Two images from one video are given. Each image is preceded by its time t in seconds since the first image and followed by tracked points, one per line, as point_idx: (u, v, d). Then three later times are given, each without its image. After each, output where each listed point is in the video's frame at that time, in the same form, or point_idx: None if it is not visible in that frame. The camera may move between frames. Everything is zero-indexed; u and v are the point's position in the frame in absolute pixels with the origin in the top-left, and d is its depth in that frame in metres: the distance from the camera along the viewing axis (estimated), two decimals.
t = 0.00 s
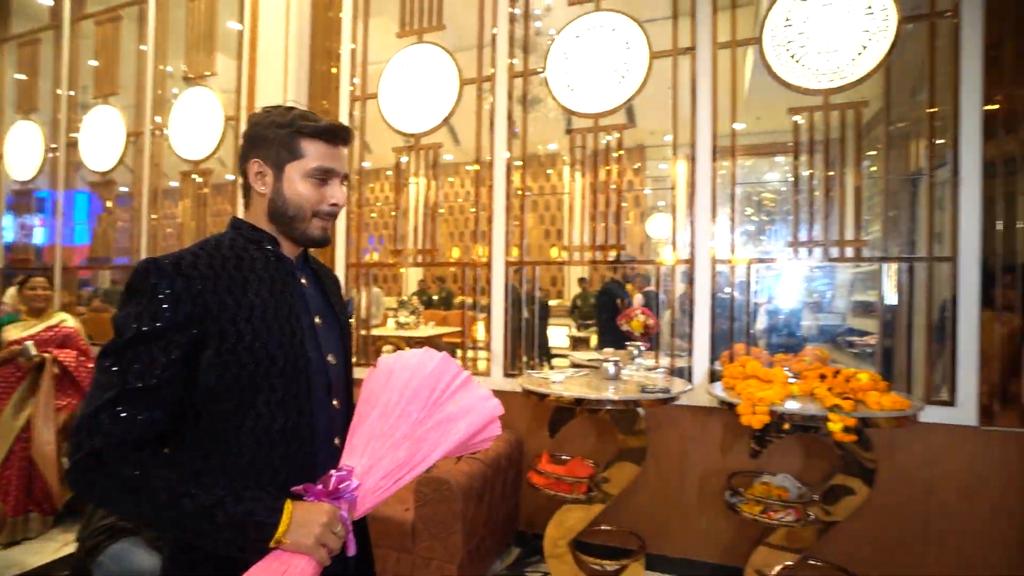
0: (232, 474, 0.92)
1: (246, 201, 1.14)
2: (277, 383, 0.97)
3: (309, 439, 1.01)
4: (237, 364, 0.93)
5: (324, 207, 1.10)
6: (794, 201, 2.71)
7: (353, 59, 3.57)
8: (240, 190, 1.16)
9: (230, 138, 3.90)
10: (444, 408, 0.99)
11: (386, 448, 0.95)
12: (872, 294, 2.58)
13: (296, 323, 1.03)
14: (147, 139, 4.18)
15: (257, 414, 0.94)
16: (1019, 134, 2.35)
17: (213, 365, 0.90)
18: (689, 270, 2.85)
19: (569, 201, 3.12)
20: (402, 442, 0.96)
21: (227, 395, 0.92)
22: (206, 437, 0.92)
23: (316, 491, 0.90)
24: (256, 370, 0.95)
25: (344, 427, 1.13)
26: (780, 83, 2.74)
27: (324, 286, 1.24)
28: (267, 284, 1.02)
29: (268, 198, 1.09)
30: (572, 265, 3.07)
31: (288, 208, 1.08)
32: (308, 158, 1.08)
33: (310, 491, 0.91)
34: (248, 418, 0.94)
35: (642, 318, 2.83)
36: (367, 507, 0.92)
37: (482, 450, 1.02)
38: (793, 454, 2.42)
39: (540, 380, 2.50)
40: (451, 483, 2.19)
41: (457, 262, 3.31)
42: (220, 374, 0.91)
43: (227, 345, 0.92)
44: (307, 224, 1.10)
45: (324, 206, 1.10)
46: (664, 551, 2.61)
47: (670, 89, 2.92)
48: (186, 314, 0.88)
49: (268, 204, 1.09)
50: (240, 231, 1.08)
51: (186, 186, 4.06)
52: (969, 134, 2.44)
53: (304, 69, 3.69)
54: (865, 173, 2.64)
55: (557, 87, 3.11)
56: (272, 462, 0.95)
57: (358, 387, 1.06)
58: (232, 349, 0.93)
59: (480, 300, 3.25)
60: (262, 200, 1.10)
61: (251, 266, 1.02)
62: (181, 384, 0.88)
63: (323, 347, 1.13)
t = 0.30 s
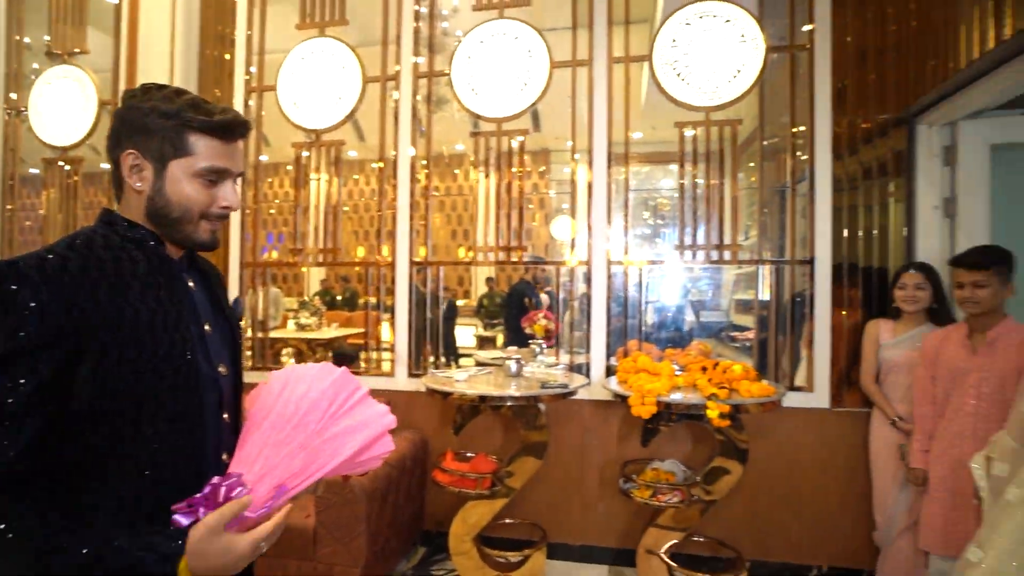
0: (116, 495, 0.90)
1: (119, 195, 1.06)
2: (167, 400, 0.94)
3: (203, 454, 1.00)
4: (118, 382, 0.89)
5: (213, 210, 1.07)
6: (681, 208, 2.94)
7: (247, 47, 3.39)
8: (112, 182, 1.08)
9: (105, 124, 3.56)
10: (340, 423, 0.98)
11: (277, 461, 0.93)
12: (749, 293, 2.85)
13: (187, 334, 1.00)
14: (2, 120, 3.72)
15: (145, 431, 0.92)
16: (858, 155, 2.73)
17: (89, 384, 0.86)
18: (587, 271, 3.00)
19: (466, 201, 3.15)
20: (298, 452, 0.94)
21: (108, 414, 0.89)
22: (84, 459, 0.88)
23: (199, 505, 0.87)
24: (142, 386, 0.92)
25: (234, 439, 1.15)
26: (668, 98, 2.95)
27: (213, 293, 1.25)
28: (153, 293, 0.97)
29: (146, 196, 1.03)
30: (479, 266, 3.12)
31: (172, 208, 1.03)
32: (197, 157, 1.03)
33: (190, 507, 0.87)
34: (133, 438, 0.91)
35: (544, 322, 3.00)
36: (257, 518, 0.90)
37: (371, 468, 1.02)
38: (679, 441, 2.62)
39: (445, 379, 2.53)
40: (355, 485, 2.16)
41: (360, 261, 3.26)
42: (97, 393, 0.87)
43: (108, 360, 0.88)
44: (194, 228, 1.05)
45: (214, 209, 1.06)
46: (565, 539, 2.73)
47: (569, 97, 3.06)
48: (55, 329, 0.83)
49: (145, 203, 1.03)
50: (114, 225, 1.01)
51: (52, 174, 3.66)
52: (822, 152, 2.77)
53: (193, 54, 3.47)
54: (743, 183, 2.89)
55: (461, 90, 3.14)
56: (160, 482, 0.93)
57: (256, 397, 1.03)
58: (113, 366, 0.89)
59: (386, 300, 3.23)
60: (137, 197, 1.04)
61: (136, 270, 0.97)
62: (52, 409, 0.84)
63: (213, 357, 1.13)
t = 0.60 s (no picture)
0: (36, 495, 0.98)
1: (26, 195, 1.11)
2: (82, 403, 1.02)
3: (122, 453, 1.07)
4: (28, 388, 0.98)
5: (127, 209, 1.13)
6: (619, 211, 3.09)
7: (184, 40, 3.31)
8: (20, 184, 1.12)
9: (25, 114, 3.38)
10: (267, 421, 1.05)
11: (205, 458, 1.02)
12: (688, 293, 3.02)
13: (100, 338, 1.08)
14: None
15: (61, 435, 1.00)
16: (779, 167, 2.95)
17: None
18: (529, 274, 3.10)
19: (422, 205, 3.19)
20: (223, 451, 1.03)
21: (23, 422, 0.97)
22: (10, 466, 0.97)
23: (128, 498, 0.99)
24: (52, 392, 1.00)
25: (157, 439, 1.20)
26: (607, 108, 3.09)
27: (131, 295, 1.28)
28: (57, 299, 1.05)
29: (55, 195, 1.09)
30: (427, 268, 3.16)
31: (83, 206, 1.09)
32: (109, 158, 1.10)
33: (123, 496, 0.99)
34: (49, 441, 0.99)
35: (486, 321, 3.08)
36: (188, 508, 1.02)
37: (300, 462, 1.10)
38: (617, 436, 2.75)
39: (389, 378, 2.57)
40: (298, 486, 2.17)
41: (304, 262, 3.24)
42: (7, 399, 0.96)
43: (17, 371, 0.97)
44: (108, 228, 1.11)
45: (128, 208, 1.13)
46: (508, 533, 2.82)
47: (514, 101, 3.14)
48: None
49: (55, 201, 1.09)
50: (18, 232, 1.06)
51: None
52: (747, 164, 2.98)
53: (126, 44, 3.33)
54: (682, 190, 3.06)
55: (406, 93, 3.18)
56: (78, 481, 1.01)
57: (190, 392, 1.10)
58: (17, 371, 0.97)
59: (332, 301, 3.22)
60: (47, 197, 1.09)
61: (43, 283, 1.04)
62: None
63: (131, 360, 1.19)
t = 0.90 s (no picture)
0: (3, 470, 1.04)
1: (14, 200, 1.20)
2: (55, 389, 1.10)
3: (90, 440, 1.15)
4: (9, 370, 1.05)
5: (110, 210, 1.24)
6: (592, 214, 3.20)
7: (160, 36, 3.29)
8: (7, 191, 1.21)
9: None
10: (236, 415, 1.10)
11: (177, 447, 1.06)
12: (656, 294, 3.16)
13: (78, 331, 1.17)
14: None
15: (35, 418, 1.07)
16: (742, 174, 3.11)
17: None
18: (505, 275, 3.19)
19: (386, 203, 3.25)
20: (194, 442, 1.07)
21: None
22: None
23: (100, 487, 1.01)
24: (31, 377, 1.08)
25: (129, 431, 1.28)
26: (580, 115, 3.20)
27: (107, 294, 1.36)
28: (41, 291, 1.13)
29: (43, 198, 1.18)
30: (399, 269, 3.22)
31: (69, 209, 1.19)
32: (93, 163, 1.21)
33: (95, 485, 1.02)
34: (22, 422, 1.06)
35: (452, 322, 3.15)
36: (150, 500, 1.03)
37: (264, 456, 1.15)
38: (590, 429, 2.87)
39: (370, 376, 2.63)
40: (281, 481, 2.22)
41: (281, 261, 3.26)
42: None
43: None
44: (92, 226, 1.21)
45: (111, 209, 1.23)
46: (485, 525, 2.91)
47: (490, 106, 3.23)
48: None
49: (43, 204, 1.18)
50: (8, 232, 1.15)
51: None
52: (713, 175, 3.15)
53: (100, 39, 3.28)
54: (652, 195, 3.19)
55: (385, 96, 3.23)
56: (45, 461, 1.08)
57: (160, 389, 1.14)
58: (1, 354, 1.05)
59: (307, 300, 3.25)
60: (35, 200, 1.19)
61: (26, 274, 1.12)
62: None
63: (108, 355, 1.28)
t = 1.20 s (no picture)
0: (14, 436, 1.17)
1: (41, 201, 1.34)
2: (65, 366, 1.24)
3: (91, 417, 1.29)
4: (25, 346, 1.20)
5: (126, 210, 1.38)
6: (581, 215, 3.31)
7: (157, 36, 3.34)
8: (34, 194, 1.35)
9: None
10: (233, 418, 1.23)
11: (175, 443, 1.19)
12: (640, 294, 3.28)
13: (86, 319, 1.31)
14: None
15: (43, 394, 1.21)
16: (725, 178, 3.24)
17: None
18: (498, 274, 3.29)
19: (372, 203, 3.32)
20: (191, 439, 1.20)
21: (6, 379, 1.18)
22: None
23: (99, 467, 1.16)
24: (43, 357, 1.22)
25: (126, 414, 1.42)
26: (570, 120, 3.31)
27: (117, 291, 1.50)
28: (57, 281, 1.28)
29: (68, 199, 1.32)
30: (388, 268, 3.30)
31: (91, 210, 1.33)
32: (112, 169, 1.35)
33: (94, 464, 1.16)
34: (33, 395, 1.20)
35: (439, 322, 3.25)
36: (144, 491, 1.17)
37: (254, 458, 1.28)
38: (580, 423, 2.98)
39: (368, 371, 2.72)
40: (284, 473, 2.30)
41: (276, 260, 3.33)
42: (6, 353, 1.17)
43: (11, 334, 1.18)
44: (110, 225, 1.35)
45: (127, 209, 1.37)
46: (478, 516, 3.00)
47: (483, 109, 3.32)
48: None
49: (67, 204, 1.32)
50: (33, 230, 1.32)
51: None
52: (696, 178, 3.29)
53: (97, 39, 3.32)
54: (638, 198, 3.32)
55: (382, 100, 3.31)
56: (51, 431, 1.21)
57: (167, 385, 1.27)
58: (19, 331, 1.19)
59: (295, 300, 3.33)
60: (60, 202, 1.33)
61: (41, 265, 1.27)
62: None
63: (114, 344, 1.42)
